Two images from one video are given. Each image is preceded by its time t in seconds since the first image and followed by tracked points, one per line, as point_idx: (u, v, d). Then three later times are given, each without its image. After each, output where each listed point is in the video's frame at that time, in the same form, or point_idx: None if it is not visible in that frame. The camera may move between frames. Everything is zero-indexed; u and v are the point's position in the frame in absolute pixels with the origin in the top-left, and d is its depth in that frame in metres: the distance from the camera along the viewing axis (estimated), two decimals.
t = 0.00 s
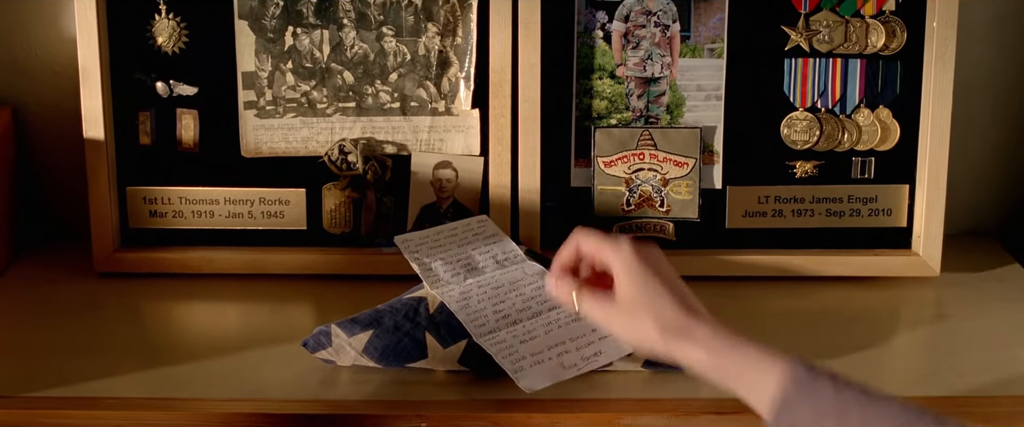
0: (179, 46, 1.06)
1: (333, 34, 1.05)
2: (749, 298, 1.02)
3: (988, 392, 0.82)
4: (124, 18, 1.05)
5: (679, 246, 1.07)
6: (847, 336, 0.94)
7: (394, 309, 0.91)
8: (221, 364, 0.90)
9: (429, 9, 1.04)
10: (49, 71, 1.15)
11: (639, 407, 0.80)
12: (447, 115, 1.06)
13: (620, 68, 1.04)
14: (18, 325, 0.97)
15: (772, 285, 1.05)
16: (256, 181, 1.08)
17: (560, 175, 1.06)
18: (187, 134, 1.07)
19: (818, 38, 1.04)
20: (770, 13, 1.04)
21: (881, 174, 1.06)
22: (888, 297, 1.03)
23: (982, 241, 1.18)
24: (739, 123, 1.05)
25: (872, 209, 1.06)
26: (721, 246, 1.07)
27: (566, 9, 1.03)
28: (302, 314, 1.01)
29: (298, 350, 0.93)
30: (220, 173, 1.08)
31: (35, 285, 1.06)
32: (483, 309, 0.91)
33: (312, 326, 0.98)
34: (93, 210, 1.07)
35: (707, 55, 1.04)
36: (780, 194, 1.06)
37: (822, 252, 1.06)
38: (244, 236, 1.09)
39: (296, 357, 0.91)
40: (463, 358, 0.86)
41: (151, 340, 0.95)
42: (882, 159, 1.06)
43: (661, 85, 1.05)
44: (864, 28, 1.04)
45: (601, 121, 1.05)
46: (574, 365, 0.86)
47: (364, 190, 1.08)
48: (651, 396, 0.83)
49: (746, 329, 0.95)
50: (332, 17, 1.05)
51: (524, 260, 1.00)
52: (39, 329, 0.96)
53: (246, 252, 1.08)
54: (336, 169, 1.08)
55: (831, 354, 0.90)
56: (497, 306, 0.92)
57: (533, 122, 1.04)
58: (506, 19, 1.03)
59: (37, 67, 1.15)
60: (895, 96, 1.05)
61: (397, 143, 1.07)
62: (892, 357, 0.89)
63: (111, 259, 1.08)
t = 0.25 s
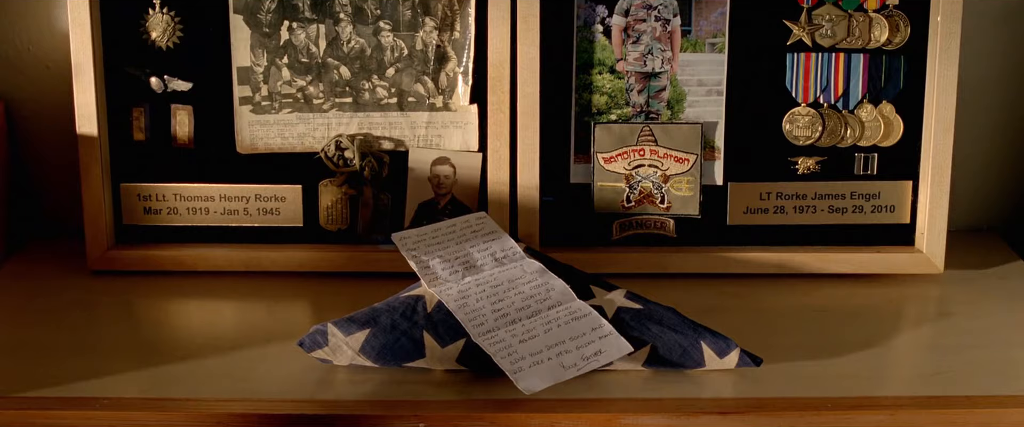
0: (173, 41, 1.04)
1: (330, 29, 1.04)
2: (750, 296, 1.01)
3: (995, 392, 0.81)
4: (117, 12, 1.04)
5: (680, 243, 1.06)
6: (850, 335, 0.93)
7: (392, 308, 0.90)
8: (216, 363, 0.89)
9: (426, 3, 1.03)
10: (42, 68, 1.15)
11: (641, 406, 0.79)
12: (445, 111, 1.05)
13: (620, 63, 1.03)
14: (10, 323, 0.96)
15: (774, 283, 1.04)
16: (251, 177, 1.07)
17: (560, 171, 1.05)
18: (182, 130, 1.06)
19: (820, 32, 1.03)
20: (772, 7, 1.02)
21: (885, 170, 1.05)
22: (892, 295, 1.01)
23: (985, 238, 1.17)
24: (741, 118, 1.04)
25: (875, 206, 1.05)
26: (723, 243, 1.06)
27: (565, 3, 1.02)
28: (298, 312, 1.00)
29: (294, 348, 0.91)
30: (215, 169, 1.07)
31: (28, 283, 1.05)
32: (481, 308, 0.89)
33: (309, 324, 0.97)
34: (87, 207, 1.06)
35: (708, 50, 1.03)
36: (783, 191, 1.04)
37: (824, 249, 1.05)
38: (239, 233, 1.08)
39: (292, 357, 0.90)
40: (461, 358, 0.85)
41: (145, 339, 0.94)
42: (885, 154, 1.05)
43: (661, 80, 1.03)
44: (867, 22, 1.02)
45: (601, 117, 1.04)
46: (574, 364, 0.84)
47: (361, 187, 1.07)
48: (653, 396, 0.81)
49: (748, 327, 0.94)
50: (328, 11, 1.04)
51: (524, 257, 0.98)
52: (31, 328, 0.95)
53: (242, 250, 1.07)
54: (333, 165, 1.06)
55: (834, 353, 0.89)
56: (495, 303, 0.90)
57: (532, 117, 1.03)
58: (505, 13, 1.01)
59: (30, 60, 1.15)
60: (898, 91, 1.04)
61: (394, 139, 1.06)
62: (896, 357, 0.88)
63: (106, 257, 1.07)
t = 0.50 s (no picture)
0: (167, 35, 1.03)
1: (327, 23, 1.03)
2: (752, 293, 1.00)
3: (1000, 392, 0.79)
4: (111, 6, 1.03)
5: (681, 239, 1.05)
6: (853, 333, 0.92)
7: (389, 305, 0.89)
8: (211, 362, 0.88)
9: None
10: (34, 62, 1.15)
11: (641, 405, 0.78)
12: (443, 106, 1.04)
13: (621, 57, 1.02)
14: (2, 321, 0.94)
15: (776, 280, 1.03)
16: (247, 173, 1.05)
17: (559, 167, 1.04)
18: (177, 125, 1.04)
19: (824, 26, 1.01)
20: None
21: (888, 165, 1.04)
22: (895, 292, 1.00)
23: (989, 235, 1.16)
24: (742, 113, 1.03)
25: (878, 202, 1.04)
26: (724, 239, 1.05)
27: None
28: (295, 310, 0.99)
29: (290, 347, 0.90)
30: (210, 165, 1.05)
31: (21, 281, 1.04)
32: (480, 306, 0.88)
33: (305, 322, 0.96)
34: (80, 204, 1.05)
35: (710, 44, 1.02)
36: (785, 186, 1.03)
37: (827, 246, 1.04)
38: (235, 230, 1.07)
39: (288, 355, 0.89)
40: (460, 357, 0.83)
41: (139, 337, 0.92)
42: (889, 149, 1.03)
43: (663, 75, 1.02)
44: (871, 15, 1.01)
45: (601, 112, 1.03)
46: (574, 362, 0.82)
47: (358, 183, 1.05)
48: (654, 395, 0.80)
49: (750, 325, 0.93)
50: (325, 5, 1.02)
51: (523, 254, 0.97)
52: (23, 326, 0.94)
53: (238, 246, 1.06)
54: (330, 161, 1.05)
55: (837, 352, 0.88)
56: (494, 301, 0.89)
57: (531, 112, 1.02)
58: (504, 6, 1.00)
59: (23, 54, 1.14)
60: (902, 86, 1.03)
61: (392, 134, 1.05)
62: (900, 355, 0.87)
63: (100, 254, 1.06)
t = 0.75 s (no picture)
0: (163, 29, 1.02)
1: (325, 16, 1.01)
2: (756, 290, 0.99)
3: (1008, 391, 0.78)
4: None
5: (683, 236, 1.04)
6: (858, 331, 0.90)
7: (388, 303, 0.87)
8: (208, 361, 0.86)
9: None
10: (30, 56, 1.14)
11: (644, 405, 0.76)
12: (443, 101, 1.03)
13: (623, 52, 1.00)
14: None
15: (780, 277, 1.02)
16: (244, 168, 1.04)
17: (561, 163, 1.03)
18: (173, 120, 1.03)
19: (829, 20, 1.00)
20: None
21: (894, 161, 1.02)
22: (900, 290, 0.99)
23: (994, 233, 1.15)
24: (747, 108, 1.01)
25: (884, 198, 1.03)
26: (727, 236, 1.04)
27: None
28: (293, 307, 0.97)
29: (288, 345, 0.89)
30: (207, 160, 1.04)
31: (15, 278, 1.02)
32: (481, 304, 0.87)
33: (303, 320, 0.95)
34: (76, 199, 1.03)
35: (714, 38, 1.00)
36: (789, 182, 1.02)
37: (831, 243, 1.03)
38: (233, 226, 1.06)
39: (286, 354, 0.87)
40: (461, 356, 0.82)
41: (135, 336, 0.91)
42: (894, 145, 1.02)
43: (665, 69, 1.01)
44: (877, 9, 1.00)
45: (603, 107, 1.01)
46: (576, 361, 0.81)
47: (357, 178, 1.04)
48: (657, 395, 0.79)
49: (754, 323, 0.92)
50: None
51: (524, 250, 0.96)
52: (17, 323, 0.92)
53: (235, 243, 1.05)
54: (328, 156, 1.03)
55: (842, 351, 0.87)
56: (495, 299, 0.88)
57: (533, 107, 1.00)
58: None
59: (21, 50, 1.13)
60: (908, 81, 1.01)
61: (391, 129, 1.03)
62: (906, 354, 0.86)
63: (96, 250, 1.05)
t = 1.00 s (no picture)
0: (159, 23, 1.00)
1: (323, 9, 1.00)
2: (760, 287, 0.98)
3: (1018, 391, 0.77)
4: None
5: (686, 232, 1.02)
6: (864, 329, 0.89)
7: (387, 301, 0.86)
8: (204, 359, 0.85)
9: None
10: (23, 50, 1.15)
11: (648, 404, 0.75)
12: (443, 95, 1.01)
13: (626, 45, 0.99)
14: None
15: (784, 273, 1.01)
16: (242, 163, 1.03)
17: (563, 158, 1.01)
18: (170, 114, 1.02)
19: (835, 13, 0.99)
20: None
21: (900, 156, 1.01)
22: (906, 287, 0.98)
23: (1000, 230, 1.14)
24: (751, 103, 1.00)
25: (889, 193, 1.01)
26: (731, 232, 1.02)
27: None
28: (291, 304, 0.96)
29: (286, 343, 0.88)
30: (204, 155, 1.03)
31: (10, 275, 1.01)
32: (481, 302, 0.86)
33: (302, 317, 0.93)
34: (71, 195, 1.02)
35: (718, 31, 0.99)
36: (794, 177, 1.01)
37: (836, 238, 1.01)
38: (230, 222, 1.04)
39: (284, 353, 0.86)
40: (461, 354, 0.81)
41: (131, 333, 0.90)
42: (901, 139, 1.01)
43: (669, 63, 0.99)
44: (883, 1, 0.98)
45: (605, 101, 1.00)
46: (578, 361, 0.80)
47: (356, 173, 1.03)
48: (661, 394, 0.77)
49: (758, 321, 0.90)
50: None
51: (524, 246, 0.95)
52: (11, 321, 0.91)
53: (232, 239, 1.03)
54: (327, 151, 1.02)
55: (848, 349, 0.85)
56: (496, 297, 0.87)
57: (534, 102, 0.99)
58: None
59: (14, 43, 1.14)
60: (914, 75, 1.00)
61: (390, 123, 1.02)
62: (914, 353, 0.84)
63: (92, 247, 1.03)
